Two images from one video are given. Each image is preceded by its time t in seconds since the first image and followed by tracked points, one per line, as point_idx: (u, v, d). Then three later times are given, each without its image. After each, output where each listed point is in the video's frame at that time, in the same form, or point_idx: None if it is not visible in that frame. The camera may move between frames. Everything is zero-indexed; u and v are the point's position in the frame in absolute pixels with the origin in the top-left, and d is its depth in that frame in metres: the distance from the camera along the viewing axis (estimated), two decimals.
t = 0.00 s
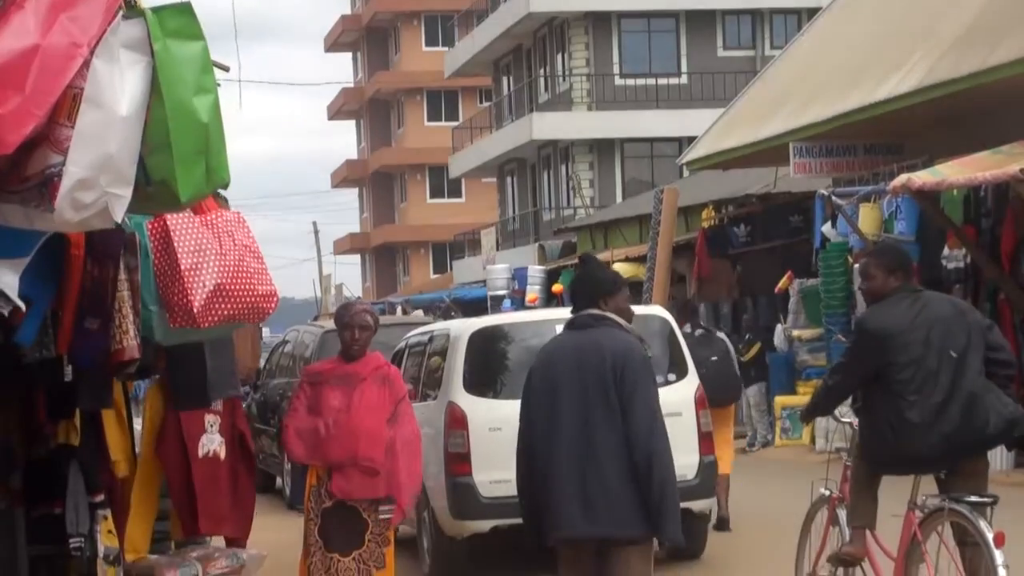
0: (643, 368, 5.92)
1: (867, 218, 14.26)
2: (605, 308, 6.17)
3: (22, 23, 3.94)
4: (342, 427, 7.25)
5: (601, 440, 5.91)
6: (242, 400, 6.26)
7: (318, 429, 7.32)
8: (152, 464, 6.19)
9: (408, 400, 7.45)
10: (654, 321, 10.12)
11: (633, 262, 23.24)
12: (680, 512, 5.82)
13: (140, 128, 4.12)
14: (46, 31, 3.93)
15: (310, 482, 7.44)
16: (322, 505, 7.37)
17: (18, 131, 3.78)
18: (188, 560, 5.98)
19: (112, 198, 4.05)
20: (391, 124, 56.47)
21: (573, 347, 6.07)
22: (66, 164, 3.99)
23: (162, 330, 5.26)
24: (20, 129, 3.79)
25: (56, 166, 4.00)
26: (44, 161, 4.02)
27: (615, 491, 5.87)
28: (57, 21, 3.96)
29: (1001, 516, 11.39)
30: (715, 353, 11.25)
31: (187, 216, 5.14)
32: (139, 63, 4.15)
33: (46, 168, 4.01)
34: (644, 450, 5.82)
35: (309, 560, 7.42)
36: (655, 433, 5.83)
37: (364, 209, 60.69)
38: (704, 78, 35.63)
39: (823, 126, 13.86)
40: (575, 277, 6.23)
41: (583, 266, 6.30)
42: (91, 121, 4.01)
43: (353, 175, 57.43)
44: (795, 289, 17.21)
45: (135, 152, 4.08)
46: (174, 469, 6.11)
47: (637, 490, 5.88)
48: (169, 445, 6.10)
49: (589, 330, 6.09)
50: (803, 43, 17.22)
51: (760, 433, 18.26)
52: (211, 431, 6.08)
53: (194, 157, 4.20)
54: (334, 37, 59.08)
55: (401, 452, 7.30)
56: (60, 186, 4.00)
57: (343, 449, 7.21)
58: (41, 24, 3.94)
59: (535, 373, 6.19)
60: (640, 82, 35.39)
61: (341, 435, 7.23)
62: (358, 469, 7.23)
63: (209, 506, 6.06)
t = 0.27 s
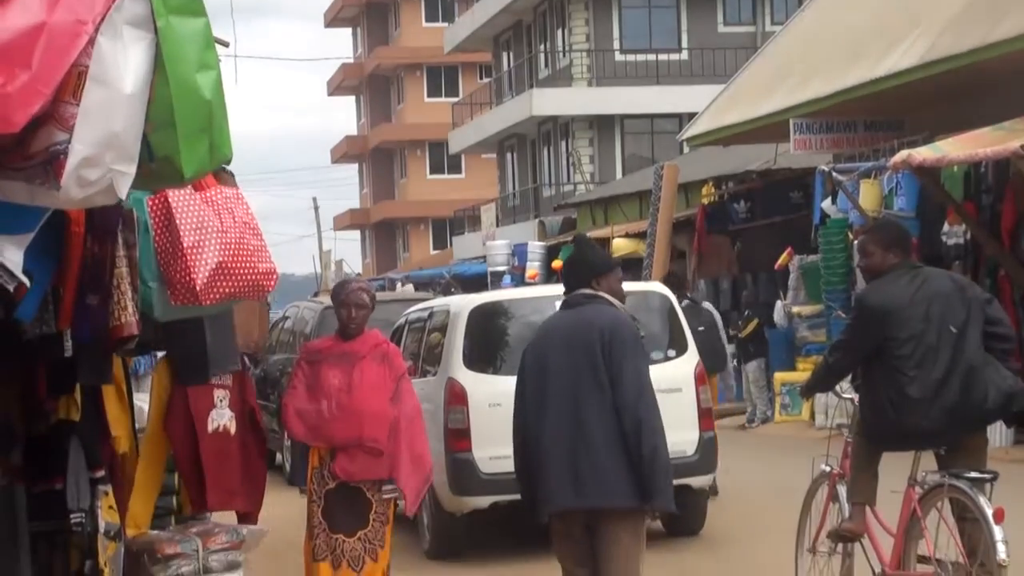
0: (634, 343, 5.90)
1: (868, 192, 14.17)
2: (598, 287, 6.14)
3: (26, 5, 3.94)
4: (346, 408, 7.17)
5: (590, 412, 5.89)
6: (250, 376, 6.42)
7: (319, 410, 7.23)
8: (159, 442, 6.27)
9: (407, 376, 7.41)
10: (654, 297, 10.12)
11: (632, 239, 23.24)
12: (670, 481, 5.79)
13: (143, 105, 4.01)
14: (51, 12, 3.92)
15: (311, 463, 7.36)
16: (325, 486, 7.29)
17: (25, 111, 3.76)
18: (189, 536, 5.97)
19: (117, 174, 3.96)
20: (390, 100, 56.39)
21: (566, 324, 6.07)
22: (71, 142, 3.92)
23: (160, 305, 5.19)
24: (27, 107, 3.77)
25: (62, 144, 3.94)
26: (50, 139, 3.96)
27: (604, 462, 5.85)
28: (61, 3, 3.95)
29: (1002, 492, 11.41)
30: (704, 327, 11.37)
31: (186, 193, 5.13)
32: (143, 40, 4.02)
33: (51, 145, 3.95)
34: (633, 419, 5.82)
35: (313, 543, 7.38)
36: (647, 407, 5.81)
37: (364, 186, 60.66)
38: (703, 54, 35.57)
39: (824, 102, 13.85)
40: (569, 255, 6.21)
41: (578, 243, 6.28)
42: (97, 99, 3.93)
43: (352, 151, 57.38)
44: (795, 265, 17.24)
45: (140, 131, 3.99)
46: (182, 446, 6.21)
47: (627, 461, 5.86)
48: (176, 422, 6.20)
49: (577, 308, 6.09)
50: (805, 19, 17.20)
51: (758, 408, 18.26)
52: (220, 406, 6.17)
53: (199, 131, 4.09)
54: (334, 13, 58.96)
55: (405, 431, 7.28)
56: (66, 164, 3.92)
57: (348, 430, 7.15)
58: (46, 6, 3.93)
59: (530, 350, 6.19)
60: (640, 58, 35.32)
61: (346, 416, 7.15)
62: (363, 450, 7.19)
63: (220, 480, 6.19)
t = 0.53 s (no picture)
0: (629, 319, 5.90)
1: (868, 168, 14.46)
2: (593, 262, 6.13)
3: None
4: (343, 387, 7.01)
5: (584, 389, 5.90)
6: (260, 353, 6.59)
7: (316, 391, 7.06)
8: (164, 420, 6.35)
9: (403, 351, 7.25)
10: (654, 273, 10.12)
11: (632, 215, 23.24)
12: (662, 458, 5.81)
13: (158, 84, 4.02)
14: None
15: (309, 443, 7.17)
16: (325, 466, 7.11)
17: (48, 96, 3.79)
18: (188, 513, 6.03)
19: (133, 154, 3.97)
20: (390, 76, 56.29)
21: (564, 300, 6.06)
22: (89, 124, 3.91)
23: (160, 282, 5.13)
24: (48, 94, 3.80)
25: (80, 126, 3.91)
26: (66, 121, 3.91)
27: (595, 441, 5.86)
28: None
29: (1002, 469, 11.44)
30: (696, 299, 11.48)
31: (188, 168, 5.13)
32: (154, 19, 4.02)
33: (68, 127, 3.91)
34: (625, 395, 5.82)
35: (313, 524, 7.13)
36: (643, 384, 5.82)
37: (364, 162, 60.61)
38: (704, 30, 35.52)
39: (824, 79, 13.85)
40: (564, 232, 6.19)
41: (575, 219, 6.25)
42: (113, 80, 3.94)
43: (352, 127, 57.33)
44: (795, 242, 17.28)
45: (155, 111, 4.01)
46: (187, 422, 6.28)
47: (619, 438, 5.87)
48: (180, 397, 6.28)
49: (574, 285, 6.08)
50: None
51: (758, 385, 18.24)
52: (228, 381, 6.32)
53: (211, 109, 4.12)
54: None
55: (405, 408, 7.15)
56: (85, 145, 3.91)
57: (348, 409, 6.98)
58: None
59: (527, 327, 6.19)
60: (641, 34, 35.30)
61: (345, 395, 6.99)
62: (365, 428, 7.01)
63: (227, 459, 6.32)
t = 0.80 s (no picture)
0: (640, 303, 5.87)
1: (869, 147, 14.45)
2: (600, 240, 6.10)
3: None
4: (339, 365, 6.73)
5: (595, 376, 5.87)
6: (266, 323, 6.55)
7: (311, 369, 6.74)
8: (165, 399, 6.34)
9: (401, 328, 6.96)
10: (656, 253, 10.13)
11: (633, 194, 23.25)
12: (681, 449, 5.79)
13: (170, 64, 4.01)
14: None
15: (306, 423, 6.90)
16: (322, 447, 6.85)
17: (69, 81, 3.80)
18: (189, 491, 6.03)
19: (148, 134, 4.00)
20: (391, 54, 56.18)
21: (572, 279, 6.03)
22: (106, 107, 3.94)
23: (160, 260, 5.10)
24: (70, 79, 3.80)
25: (97, 108, 3.95)
26: (83, 102, 3.96)
27: (610, 431, 5.85)
28: None
29: (1002, 448, 11.47)
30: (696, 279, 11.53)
31: (188, 146, 5.15)
32: None
33: (85, 110, 3.96)
34: (642, 386, 5.80)
35: (308, 506, 6.86)
36: (656, 370, 5.81)
37: (364, 141, 60.55)
38: (705, 9, 35.48)
39: (827, 58, 13.86)
40: (568, 209, 6.14)
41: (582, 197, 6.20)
42: (130, 61, 3.95)
43: (352, 106, 57.26)
44: (795, 222, 17.29)
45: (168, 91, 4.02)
46: (189, 403, 6.29)
47: (634, 426, 5.87)
48: (183, 375, 6.28)
49: (582, 264, 6.04)
50: None
51: (758, 363, 18.23)
52: (232, 359, 6.33)
53: (223, 88, 4.10)
54: None
55: (402, 385, 6.86)
56: (102, 128, 3.96)
57: (345, 387, 6.71)
58: None
59: (534, 305, 6.16)
60: (642, 13, 35.30)
61: (340, 373, 6.71)
62: (362, 406, 6.75)
63: (233, 437, 6.32)
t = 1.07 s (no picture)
0: (657, 289, 5.70)
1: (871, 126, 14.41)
2: (619, 219, 5.94)
3: None
4: (334, 344, 6.55)
5: (607, 361, 5.72)
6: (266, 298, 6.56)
7: (308, 348, 6.58)
8: (164, 377, 6.34)
9: (399, 306, 6.80)
10: (656, 232, 10.14)
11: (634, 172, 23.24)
12: (697, 436, 5.66)
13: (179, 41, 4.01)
14: None
15: (306, 401, 6.77)
16: (321, 425, 6.72)
17: (84, 57, 3.78)
18: (190, 470, 6.03)
19: (156, 112, 4.00)
20: (391, 32, 56.06)
21: (588, 256, 5.88)
22: (117, 84, 3.93)
23: (162, 237, 5.11)
24: (85, 55, 3.79)
25: (107, 85, 3.93)
26: (93, 79, 3.93)
27: (621, 416, 5.71)
28: None
29: (1002, 427, 11.47)
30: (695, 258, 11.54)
31: (189, 124, 5.12)
32: None
33: (94, 86, 3.93)
34: (658, 372, 5.63)
35: (311, 484, 6.75)
36: (672, 358, 5.64)
37: (365, 119, 60.48)
38: None
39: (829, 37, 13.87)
40: (590, 184, 5.96)
41: (601, 171, 6.02)
42: (141, 38, 3.93)
43: (353, 84, 57.16)
44: (796, 200, 17.29)
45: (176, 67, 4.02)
46: (185, 376, 6.28)
47: (646, 413, 5.73)
48: (179, 353, 6.29)
49: (600, 243, 5.88)
50: None
51: (759, 342, 18.23)
52: (232, 338, 6.35)
53: (227, 65, 4.17)
54: None
55: (400, 364, 6.73)
56: (113, 104, 3.95)
57: (340, 364, 6.56)
58: None
59: (548, 282, 6.00)
60: None
61: (336, 352, 6.55)
62: (358, 384, 6.61)
63: (233, 415, 6.37)
